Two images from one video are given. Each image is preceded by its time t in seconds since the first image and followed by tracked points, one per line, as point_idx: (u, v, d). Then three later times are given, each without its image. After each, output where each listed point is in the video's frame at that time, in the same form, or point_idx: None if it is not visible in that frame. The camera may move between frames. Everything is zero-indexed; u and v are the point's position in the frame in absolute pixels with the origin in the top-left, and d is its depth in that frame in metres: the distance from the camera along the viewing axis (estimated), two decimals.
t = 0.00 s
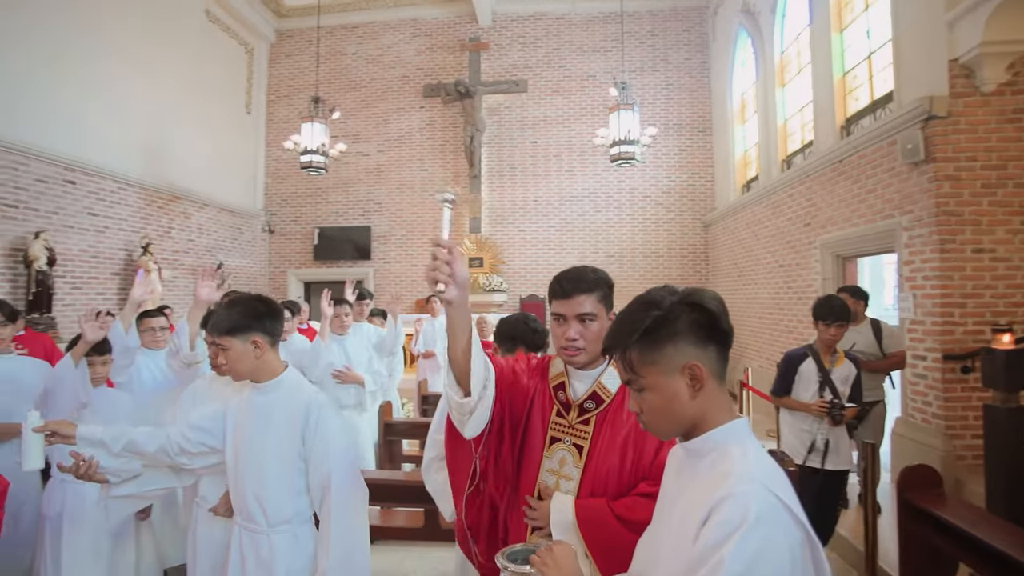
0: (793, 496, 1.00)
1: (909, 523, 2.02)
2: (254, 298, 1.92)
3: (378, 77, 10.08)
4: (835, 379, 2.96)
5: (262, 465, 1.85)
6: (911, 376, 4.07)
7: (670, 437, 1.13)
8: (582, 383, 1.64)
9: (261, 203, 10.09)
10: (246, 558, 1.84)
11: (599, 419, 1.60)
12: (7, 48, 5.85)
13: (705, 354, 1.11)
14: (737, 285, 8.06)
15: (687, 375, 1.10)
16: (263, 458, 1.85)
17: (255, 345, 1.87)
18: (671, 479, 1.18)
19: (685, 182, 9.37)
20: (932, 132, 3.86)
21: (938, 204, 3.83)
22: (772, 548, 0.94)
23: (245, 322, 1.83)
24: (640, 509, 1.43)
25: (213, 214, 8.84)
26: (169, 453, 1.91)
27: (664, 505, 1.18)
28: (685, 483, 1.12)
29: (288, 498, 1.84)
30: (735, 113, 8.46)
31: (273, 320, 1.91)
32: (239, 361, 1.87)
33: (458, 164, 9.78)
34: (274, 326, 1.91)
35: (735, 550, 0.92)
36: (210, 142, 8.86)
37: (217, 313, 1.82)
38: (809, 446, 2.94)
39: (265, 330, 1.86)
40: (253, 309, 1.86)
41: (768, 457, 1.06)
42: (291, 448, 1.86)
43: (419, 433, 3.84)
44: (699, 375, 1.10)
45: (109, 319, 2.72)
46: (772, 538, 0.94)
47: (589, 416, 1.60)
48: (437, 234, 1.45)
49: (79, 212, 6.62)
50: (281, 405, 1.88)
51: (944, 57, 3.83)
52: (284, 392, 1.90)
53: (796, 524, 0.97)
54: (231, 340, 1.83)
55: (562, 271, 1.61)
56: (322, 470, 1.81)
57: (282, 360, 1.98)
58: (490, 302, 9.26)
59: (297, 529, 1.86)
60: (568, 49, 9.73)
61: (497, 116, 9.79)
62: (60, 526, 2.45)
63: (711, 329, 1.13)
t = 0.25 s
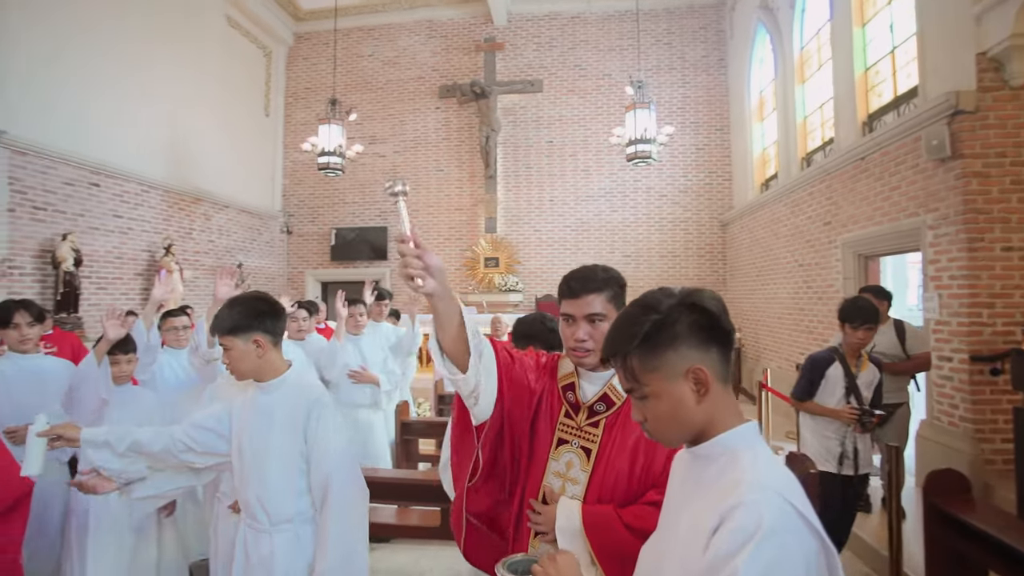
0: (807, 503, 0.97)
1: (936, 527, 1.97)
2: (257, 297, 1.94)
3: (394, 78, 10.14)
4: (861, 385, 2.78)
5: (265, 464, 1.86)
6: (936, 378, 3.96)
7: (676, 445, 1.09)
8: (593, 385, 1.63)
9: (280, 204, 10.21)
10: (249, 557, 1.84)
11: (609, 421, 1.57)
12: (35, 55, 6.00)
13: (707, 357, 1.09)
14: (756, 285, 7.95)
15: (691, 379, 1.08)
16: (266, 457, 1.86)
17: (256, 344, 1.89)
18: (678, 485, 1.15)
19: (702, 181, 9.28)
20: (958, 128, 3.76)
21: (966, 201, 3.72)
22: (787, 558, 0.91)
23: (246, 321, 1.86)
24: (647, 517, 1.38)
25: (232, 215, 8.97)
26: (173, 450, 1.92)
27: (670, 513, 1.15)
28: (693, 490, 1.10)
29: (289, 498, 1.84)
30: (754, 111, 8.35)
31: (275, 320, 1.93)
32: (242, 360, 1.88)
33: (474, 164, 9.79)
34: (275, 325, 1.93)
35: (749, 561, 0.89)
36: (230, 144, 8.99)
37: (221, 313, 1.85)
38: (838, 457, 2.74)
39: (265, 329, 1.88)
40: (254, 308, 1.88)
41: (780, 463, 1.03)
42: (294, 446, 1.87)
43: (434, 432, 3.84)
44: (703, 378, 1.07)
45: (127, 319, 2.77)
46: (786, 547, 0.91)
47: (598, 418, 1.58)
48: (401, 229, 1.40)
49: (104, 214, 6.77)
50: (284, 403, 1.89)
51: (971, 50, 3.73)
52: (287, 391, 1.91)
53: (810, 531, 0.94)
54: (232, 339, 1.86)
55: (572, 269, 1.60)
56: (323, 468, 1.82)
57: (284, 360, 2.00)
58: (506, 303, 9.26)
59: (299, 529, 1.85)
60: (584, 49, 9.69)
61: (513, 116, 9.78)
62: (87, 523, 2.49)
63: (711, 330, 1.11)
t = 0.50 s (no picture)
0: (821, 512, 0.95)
1: (960, 532, 1.92)
2: (258, 298, 1.97)
3: (409, 80, 10.19)
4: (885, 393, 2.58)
5: (264, 467, 1.86)
6: (960, 379, 3.87)
7: (680, 452, 1.07)
8: (598, 385, 1.59)
9: (296, 205, 10.32)
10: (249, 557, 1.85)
11: (615, 423, 1.55)
12: (60, 60, 6.13)
13: (709, 361, 1.07)
14: (773, 285, 7.84)
15: (693, 384, 1.05)
16: (264, 459, 1.86)
17: (257, 345, 1.90)
18: (685, 492, 1.13)
19: (718, 180, 9.17)
20: (984, 123, 3.66)
21: (992, 199, 3.62)
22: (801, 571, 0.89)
23: (246, 322, 1.88)
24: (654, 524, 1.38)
25: (250, 216, 9.08)
26: (179, 451, 1.92)
27: (678, 521, 1.13)
28: (701, 499, 1.08)
29: (287, 499, 1.85)
30: (771, 108, 8.23)
31: (275, 320, 1.94)
32: (243, 360, 1.90)
33: (488, 164, 9.80)
34: (275, 326, 1.94)
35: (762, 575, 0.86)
36: (248, 146, 9.11)
37: (221, 313, 1.88)
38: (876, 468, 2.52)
39: (264, 329, 1.89)
40: (255, 309, 1.90)
41: (790, 470, 1.01)
42: (292, 448, 1.88)
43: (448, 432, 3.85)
44: (706, 384, 1.05)
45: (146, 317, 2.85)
46: (800, 560, 0.89)
47: (603, 420, 1.55)
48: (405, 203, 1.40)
49: (126, 216, 6.89)
50: (284, 406, 1.89)
51: (998, 43, 3.63)
52: (286, 393, 1.91)
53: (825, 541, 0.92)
54: (233, 340, 1.88)
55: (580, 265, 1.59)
56: (321, 471, 1.84)
57: (286, 360, 2.00)
58: (520, 303, 9.25)
59: (298, 529, 1.85)
60: (599, 48, 9.64)
61: (527, 116, 9.77)
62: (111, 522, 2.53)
63: (712, 333, 1.08)
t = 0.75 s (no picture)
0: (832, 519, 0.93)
1: (984, 538, 1.87)
2: (260, 299, 1.97)
3: (422, 81, 10.22)
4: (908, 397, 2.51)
5: (262, 471, 1.87)
6: (984, 381, 3.78)
7: (684, 458, 1.05)
8: (603, 386, 1.57)
9: (312, 206, 10.42)
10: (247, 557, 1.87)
11: (619, 425, 1.54)
12: (83, 65, 6.26)
13: (711, 364, 1.05)
14: (790, 285, 7.74)
15: (696, 388, 1.03)
16: (262, 462, 1.88)
17: (255, 346, 1.91)
18: (689, 500, 1.11)
19: (734, 179, 9.07)
20: (1010, 119, 3.57)
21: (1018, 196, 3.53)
22: None
23: (245, 323, 1.88)
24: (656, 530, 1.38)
25: (266, 217, 9.19)
26: (185, 453, 1.96)
27: (682, 529, 1.11)
28: (706, 506, 1.06)
29: (284, 502, 1.86)
30: (787, 106, 8.12)
31: (274, 321, 1.94)
32: (241, 362, 1.91)
33: (502, 164, 9.79)
34: (273, 328, 1.94)
35: None
36: (264, 148, 9.22)
37: (220, 314, 1.88)
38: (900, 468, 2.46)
39: (263, 331, 1.89)
40: (255, 310, 1.90)
41: (799, 476, 0.99)
42: (288, 452, 1.89)
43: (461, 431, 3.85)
44: (709, 387, 1.03)
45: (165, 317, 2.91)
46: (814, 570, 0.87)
47: (607, 422, 1.54)
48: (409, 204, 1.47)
49: (146, 217, 7.01)
50: (281, 407, 1.90)
51: None
52: (284, 394, 1.92)
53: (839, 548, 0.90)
54: (232, 341, 1.89)
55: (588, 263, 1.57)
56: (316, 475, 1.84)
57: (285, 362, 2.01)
58: (534, 303, 9.24)
59: (294, 533, 1.86)
60: (612, 46, 9.59)
61: (541, 116, 9.75)
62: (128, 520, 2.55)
63: (713, 335, 1.07)
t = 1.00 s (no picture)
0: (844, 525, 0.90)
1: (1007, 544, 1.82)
2: (259, 301, 1.99)
3: (435, 82, 10.25)
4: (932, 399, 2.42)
5: (252, 480, 1.87)
6: (1009, 384, 3.69)
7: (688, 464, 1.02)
8: (605, 387, 1.56)
9: (326, 207, 10.50)
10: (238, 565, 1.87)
11: (620, 428, 1.52)
12: (103, 70, 6.36)
13: (714, 366, 1.03)
14: (807, 284, 7.62)
15: (701, 391, 1.01)
16: (255, 467, 1.87)
17: (253, 349, 1.91)
18: (696, 508, 1.09)
19: (750, 177, 8.96)
20: None
21: None
22: None
23: (242, 325, 1.88)
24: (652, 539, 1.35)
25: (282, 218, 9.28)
26: (189, 457, 1.98)
27: (687, 537, 1.09)
28: (713, 514, 1.03)
29: (276, 507, 1.85)
30: (804, 103, 8.00)
31: (272, 323, 1.94)
32: (239, 365, 1.91)
33: (515, 164, 9.78)
34: (271, 329, 1.94)
35: None
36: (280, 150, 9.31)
37: (216, 315, 1.89)
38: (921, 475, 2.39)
39: (261, 331, 1.90)
40: (251, 311, 1.91)
41: (809, 482, 0.97)
42: (277, 462, 1.87)
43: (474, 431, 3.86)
44: (714, 390, 1.01)
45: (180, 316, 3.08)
46: None
47: (608, 424, 1.52)
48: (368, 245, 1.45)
49: (165, 219, 7.11)
50: (277, 411, 1.90)
51: None
52: (282, 399, 1.92)
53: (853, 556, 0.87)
54: (229, 344, 1.89)
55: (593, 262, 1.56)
56: (312, 483, 1.86)
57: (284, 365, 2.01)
58: (548, 303, 9.22)
59: (285, 538, 1.85)
60: (626, 45, 9.52)
61: (554, 116, 9.72)
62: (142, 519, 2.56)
63: (717, 336, 1.05)
